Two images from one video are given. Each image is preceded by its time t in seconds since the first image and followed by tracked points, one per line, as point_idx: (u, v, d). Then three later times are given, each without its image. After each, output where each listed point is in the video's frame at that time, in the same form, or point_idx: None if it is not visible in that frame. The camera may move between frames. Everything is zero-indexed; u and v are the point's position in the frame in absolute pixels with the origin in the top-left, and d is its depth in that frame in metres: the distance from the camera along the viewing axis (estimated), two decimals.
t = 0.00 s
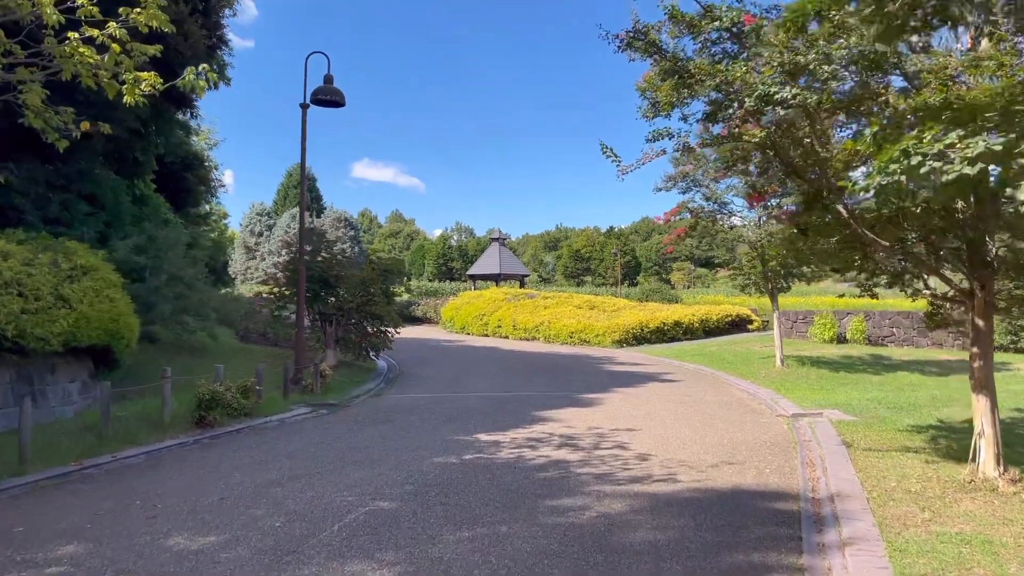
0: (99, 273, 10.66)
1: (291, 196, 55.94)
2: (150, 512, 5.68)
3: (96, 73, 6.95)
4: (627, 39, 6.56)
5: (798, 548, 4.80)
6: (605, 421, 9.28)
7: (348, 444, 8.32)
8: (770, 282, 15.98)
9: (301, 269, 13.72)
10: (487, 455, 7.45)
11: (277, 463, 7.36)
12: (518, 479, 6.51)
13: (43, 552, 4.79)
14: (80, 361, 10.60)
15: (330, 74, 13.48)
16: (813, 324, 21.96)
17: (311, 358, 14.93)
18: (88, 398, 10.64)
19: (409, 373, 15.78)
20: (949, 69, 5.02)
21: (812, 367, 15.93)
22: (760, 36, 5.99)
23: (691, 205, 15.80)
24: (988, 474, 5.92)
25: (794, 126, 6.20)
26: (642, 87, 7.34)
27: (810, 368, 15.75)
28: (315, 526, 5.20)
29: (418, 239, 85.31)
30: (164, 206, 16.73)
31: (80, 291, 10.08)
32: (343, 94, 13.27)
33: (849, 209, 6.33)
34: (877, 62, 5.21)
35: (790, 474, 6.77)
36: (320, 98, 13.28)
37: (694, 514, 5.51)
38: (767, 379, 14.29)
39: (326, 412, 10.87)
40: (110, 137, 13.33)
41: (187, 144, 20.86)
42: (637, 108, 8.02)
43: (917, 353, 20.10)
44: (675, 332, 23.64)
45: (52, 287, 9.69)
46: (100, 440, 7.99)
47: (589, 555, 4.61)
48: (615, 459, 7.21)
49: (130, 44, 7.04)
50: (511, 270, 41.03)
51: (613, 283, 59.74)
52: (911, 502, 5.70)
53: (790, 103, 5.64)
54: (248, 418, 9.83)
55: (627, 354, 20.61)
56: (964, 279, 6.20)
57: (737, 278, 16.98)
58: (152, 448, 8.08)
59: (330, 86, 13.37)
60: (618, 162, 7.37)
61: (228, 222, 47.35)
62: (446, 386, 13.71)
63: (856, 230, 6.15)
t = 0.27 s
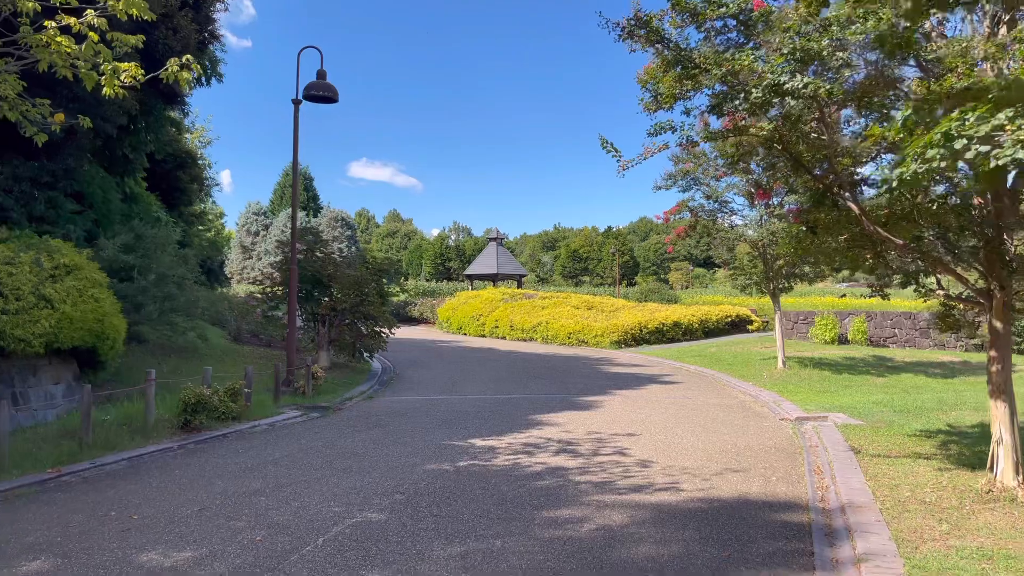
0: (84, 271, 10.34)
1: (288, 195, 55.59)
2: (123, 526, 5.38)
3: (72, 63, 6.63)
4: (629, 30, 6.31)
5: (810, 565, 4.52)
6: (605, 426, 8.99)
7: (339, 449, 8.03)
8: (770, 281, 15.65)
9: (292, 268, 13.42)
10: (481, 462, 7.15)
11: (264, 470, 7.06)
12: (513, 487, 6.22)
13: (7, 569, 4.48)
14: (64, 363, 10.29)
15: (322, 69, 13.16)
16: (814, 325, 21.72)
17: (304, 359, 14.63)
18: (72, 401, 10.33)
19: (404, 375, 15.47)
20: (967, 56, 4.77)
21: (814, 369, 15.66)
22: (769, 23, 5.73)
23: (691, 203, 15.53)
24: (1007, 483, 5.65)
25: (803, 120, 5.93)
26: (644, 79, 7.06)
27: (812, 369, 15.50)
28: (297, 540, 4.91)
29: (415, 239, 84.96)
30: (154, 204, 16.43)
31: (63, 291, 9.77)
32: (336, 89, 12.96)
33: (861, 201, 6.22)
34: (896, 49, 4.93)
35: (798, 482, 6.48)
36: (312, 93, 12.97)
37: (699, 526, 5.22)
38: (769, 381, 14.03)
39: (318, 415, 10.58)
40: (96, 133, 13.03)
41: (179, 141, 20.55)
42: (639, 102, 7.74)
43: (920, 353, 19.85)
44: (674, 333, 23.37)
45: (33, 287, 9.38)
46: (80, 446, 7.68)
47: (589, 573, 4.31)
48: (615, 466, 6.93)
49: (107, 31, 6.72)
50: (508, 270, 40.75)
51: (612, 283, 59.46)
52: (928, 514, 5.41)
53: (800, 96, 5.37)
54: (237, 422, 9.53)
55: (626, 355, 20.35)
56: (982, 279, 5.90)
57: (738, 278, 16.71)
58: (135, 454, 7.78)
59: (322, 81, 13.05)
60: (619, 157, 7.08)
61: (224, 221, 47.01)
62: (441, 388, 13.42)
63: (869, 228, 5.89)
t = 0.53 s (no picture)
0: (63, 271, 10.02)
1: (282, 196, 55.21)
2: (89, 540, 5.07)
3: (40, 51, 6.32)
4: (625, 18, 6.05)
5: None
6: (600, 431, 8.70)
7: (323, 455, 7.73)
8: (769, 281, 15.37)
9: (280, 268, 13.12)
10: (471, 470, 6.86)
11: (244, 478, 6.76)
12: (504, 497, 5.93)
13: None
14: (42, 366, 9.96)
15: (311, 65, 12.85)
16: (812, 326, 21.46)
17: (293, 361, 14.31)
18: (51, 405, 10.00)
19: (396, 377, 15.17)
20: (982, 43, 4.56)
21: (813, 371, 15.39)
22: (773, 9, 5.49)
23: (688, 202, 15.26)
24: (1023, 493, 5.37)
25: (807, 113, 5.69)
26: (640, 70, 6.77)
27: (811, 371, 15.23)
28: (272, 556, 4.61)
29: (410, 240, 84.60)
30: (140, 203, 16.09)
31: (41, 291, 9.44)
32: (325, 85, 12.66)
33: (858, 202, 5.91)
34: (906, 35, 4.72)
35: (802, 491, 6.20)
36: (300, 89, 12.66)
37: (699, 540, 4.93)
38: (767, 384, 13.76)
39: (305, 419, 10.27)
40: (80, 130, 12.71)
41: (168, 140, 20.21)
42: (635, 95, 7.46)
43: (920, 355, 19.61)
44: (670, 334, 23.10)
45: (8, 287, 9.05)
46: (53, 453, 7.37)
47: None
48: (611, 474, 6.64)
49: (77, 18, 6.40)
50: (504, 271, 40.46)
51: (607, 285, 59.20)
52: (940, 526, 5.13)
53: (806, 85, 5.12)
54: (220, 427, 9.22)
55: (622, 357, 20.07)
56: (996, 278, 5.62)
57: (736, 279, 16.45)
58: (111, 461, 7.47)
59: (311, 77, 12.75)
60: (614, 151, 6.80)
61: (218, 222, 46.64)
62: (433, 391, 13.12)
63: (877, 225, 5.65)
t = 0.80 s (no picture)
0: (41, 272, 9.69)
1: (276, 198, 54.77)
2: (52, 557, 4.76)
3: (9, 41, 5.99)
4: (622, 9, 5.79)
5: None
6: (595, 438, 8.41)
7: (307, 464, 7.42)
8: (767, 283, 15.13)
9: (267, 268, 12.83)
10: (460, 480, 6.56)
11: (223, 488, 6.45)
12: (494, 509, 5.64)
13: None
14: (19, 370, 9.64)
15: (300, 62, 12.55)
16: (810, 329, 21.22)
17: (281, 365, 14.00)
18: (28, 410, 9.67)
19: (386, 381, 14.87)
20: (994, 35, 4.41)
21: (812, 375, 15.13)
22: None
23: (684, 203, 15.00)
24: None
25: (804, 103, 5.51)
26: (637, 63, 6.51)
27: (810, 375, 14.98)
28: None
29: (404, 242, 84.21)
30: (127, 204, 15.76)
31: (17, 293, 9.12)
32: (314, 82, 12.37)
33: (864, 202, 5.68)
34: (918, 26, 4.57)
35: (806, 502, 5.91)
36: (288, 87, 12.35)
37: (700, 557, 4.65)
38: (765, 388, 13.50)
39: (291, 425, 9.96)
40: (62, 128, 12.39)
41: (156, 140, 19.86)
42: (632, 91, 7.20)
43: (918, 358, 19.38)
44: (666, 337, 22.82)
45: None
46: (24, 462, 7.04)
47: None
48: (606, 485, 6.35)
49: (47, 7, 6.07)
50: (498, 274, 40.15)
51: (602, 287, 58.93)
52: (953, 542, 4.85)
53: (812, 77, 4.90)
54: (202, 433, 8.90)
55: (617, 360, 19.80)
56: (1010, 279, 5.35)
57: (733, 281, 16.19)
58: (85, 470, 7.15)
59: (300, 74, 12.44)
60: (610, 147, 6.52)
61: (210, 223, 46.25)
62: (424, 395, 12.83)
63: (886, 225, 5.43)
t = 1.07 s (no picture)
0: (18, 273, 9.34)
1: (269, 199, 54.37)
2: None
3: None
4: None
5: None
6: (592, 446, 8.10)
7: (292, 473, 7.10)
8: (766, 286, 14.86)
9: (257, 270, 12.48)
10: (451, 491, 6.24)
11: (201, 500, 6.13)
12: (486, 524, 5.32)
13: None
14: None
15: (289, 58, 12.23)
16: (807, 333, 20.96)
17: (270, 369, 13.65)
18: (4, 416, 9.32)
19: (377, 386, 14.53)
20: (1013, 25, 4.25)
21: (812, 379, 14.86)
22: None
23: (682, 204, 14.72)
24: None
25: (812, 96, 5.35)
26: (638, 56, 6.22)
27: (809, 380, 14.71)
28: None
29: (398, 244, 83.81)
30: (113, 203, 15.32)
31: None
32: (303, 79, 12.05)
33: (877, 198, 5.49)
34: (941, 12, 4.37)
35: (816, 517, 5.61)
36: (277, 83, 12.02)
37: None
38: (765, 393, 13.22)
39: (277, 431, 9.63)
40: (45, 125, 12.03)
41: (145, 139, 19.50)
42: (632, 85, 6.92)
43: (918, 363, 19.12)
44: (662, 341, 22.54)
45: None
46: None
47: None
48: (605, 497, 6.05)
49: None
50: (492, 276, 39.83)
51: (597, 290, 58.64)
52: (974, 560, 4.56)
53: (827, 64, 4.65)
54: (183, 440, 8.56)
55: (613, 364, 19.50)
56: None
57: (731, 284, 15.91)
58: (58, 480, 6.81)
59: (289, 70, 12.12)
60: (609, 142, 6.24)
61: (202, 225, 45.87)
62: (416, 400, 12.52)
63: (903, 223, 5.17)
